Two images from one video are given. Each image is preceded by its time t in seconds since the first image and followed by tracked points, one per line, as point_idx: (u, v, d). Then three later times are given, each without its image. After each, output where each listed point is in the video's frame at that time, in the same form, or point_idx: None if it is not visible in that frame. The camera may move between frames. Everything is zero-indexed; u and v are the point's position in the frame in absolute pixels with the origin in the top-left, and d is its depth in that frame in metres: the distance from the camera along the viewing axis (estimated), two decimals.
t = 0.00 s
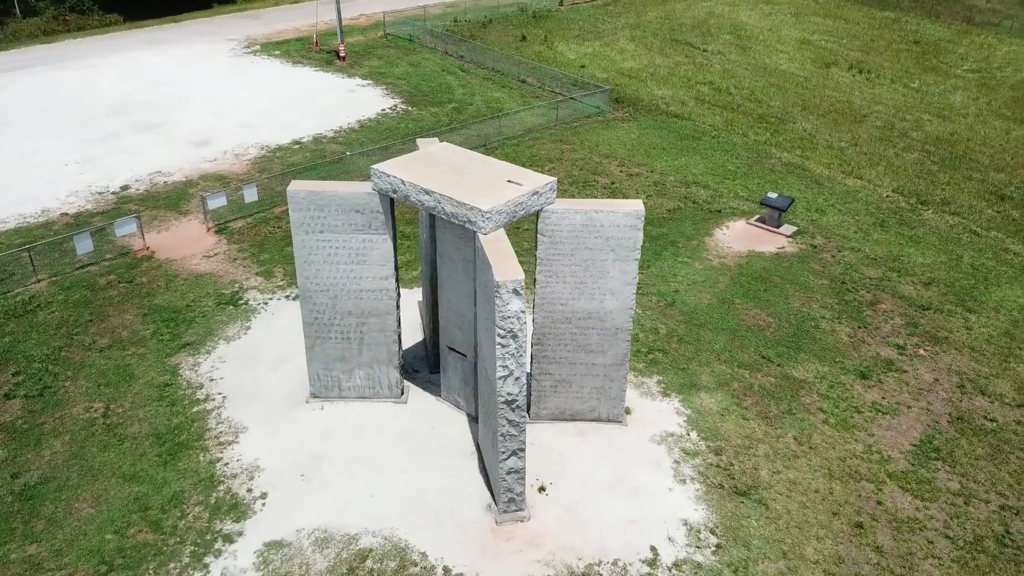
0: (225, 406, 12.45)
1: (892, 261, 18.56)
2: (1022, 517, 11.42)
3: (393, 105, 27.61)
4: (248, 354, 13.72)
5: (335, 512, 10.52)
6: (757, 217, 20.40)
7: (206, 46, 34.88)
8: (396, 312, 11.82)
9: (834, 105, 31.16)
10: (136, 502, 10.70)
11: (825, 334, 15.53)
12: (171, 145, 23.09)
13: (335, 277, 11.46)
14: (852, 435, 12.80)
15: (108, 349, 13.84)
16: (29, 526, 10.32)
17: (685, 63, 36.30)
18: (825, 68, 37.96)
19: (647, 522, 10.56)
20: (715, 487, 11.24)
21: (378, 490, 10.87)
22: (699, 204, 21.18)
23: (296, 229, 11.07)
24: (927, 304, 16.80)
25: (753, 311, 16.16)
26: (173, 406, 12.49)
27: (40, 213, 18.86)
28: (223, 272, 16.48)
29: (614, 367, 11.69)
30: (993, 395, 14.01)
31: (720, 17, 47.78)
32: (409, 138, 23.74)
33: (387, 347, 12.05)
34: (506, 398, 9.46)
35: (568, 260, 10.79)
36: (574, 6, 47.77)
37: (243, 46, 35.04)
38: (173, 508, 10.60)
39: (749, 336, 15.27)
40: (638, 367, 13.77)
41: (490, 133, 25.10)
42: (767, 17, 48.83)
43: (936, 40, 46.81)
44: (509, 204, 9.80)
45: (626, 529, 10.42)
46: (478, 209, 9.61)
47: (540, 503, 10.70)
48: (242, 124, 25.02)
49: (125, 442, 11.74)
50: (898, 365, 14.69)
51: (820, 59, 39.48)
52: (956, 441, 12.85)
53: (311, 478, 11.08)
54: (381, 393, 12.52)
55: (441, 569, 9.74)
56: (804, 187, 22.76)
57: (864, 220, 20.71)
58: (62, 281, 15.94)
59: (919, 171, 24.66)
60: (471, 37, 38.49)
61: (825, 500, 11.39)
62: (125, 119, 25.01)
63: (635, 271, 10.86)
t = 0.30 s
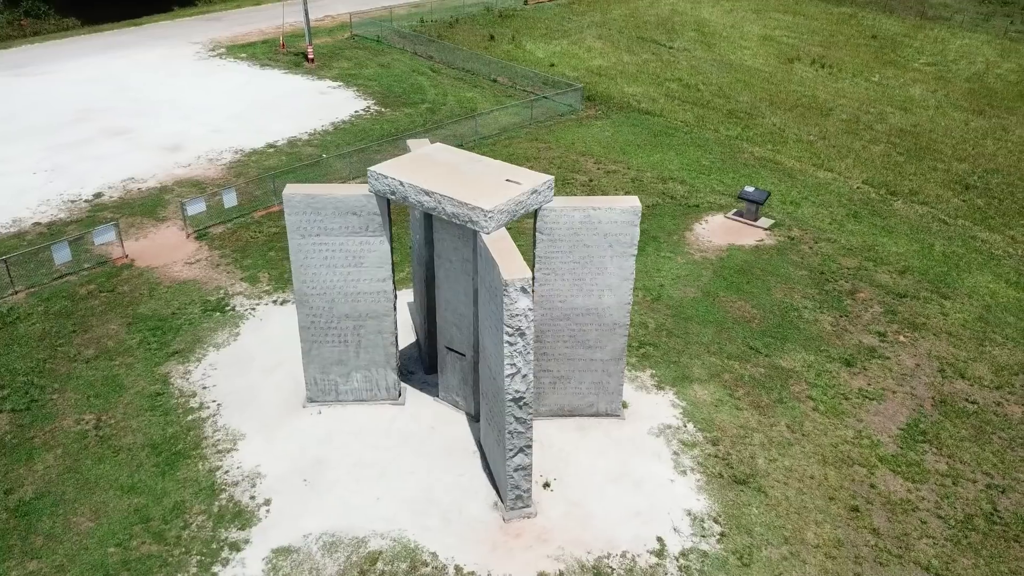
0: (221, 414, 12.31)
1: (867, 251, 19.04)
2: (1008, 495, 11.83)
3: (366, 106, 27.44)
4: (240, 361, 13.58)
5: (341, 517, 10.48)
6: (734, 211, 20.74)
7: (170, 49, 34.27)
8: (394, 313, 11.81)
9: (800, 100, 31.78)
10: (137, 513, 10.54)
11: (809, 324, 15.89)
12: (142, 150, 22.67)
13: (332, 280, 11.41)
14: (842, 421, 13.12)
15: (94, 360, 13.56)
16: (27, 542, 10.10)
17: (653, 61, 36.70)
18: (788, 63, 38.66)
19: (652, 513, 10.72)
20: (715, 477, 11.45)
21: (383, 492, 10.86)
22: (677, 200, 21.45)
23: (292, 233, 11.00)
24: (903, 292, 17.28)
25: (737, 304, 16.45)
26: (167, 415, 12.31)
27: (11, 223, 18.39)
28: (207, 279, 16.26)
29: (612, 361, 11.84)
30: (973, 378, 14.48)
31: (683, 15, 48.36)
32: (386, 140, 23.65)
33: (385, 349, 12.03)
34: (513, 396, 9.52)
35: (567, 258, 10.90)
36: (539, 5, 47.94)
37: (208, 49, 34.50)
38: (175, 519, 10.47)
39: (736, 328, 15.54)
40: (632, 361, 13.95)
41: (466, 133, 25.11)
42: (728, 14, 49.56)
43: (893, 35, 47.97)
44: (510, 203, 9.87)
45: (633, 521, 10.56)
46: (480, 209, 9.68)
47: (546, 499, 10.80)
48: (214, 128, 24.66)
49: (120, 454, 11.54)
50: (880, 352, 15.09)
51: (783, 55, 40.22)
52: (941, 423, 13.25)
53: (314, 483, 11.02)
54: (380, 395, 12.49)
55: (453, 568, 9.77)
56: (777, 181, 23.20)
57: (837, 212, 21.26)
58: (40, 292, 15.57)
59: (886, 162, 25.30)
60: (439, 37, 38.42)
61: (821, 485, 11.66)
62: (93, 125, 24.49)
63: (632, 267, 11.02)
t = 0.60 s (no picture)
0: (218, 421, 12.18)
1: (844, 242, 19.51)
2: (994, 473, 12.25)
3: (340, 108, 27.24)
4: (233, 367, 13.43)
5: (349, 519, 10.46)
6: (713, 205, 21.06)
7: (134, 53, 33.62)
8: (392, 314, 11.80)
9: (768, 96, 32.36)
10: (140, 524, 10.41)
11: (793, 314, 16.24)
12: (114, 156, 22.24)
13: (330, 282, 11.36)
14: (833, 408, 13.44)
15: (82, 370, 13.30)
16: (29, 558, 9.90)
17: (622, 58, 37.00)
18: (754, 59, 39.30)
19: (657, 504, 10.88)
20: (715, 466, 11.66)
21: (389, 493, 10.85)
22: (657, 196, 21.72)
23: (290, 237, 10.94)
24: (881, 281, 17.74)
25: (723, 296, 16.73)
26: (163, 425, 12.14)
27: None
28: (192, 285, 16.04)
29: (611, 356, 11.98)
30: (953, 362, 14.94)
31: (648, 12, 48.81)
32: (363, 141, 23.53)
33: (383, 351, 12.02)
34: (522, 392, 9.60)
35: (566, 255, 11.02)
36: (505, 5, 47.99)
37: (174, 52, 33.92)
38: (180, 528, 10.35)
39: (724, 320, 15.82)
40: (625, 356, 14.12)
41: (443, 133, 25.10)
42: (692, 11, 50.15)
43: (851, 30, 49.02)
44: (513, 202, 9.96)
45: (638, 513, 10.71)
46: (483, 208, 9.75)
47: (552, 495, 10.90)
48: (187, 132, 24.28)
49: (118, 465, 11.37)
50: (864, 340, 15.49)
51: (748, 51, 40.87)
52: (926, 407, 13.66)
53: (319, 487, 10.97)
54: (379, 397, 12.47)
55: (465, 566, 9.81)
56: (752, 175, 23.63)
57: (812, 204, 21.75)
58: (20, 303, 15.21)
59: (854, 156, 25.94)
60: (408, 37, 38.26)
61: (817, 470, 11.95)
62: (61, 132, 23.96)
63: (630, 262, 11.17)
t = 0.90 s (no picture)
0: (216, 430, 12.04)
1: (817, 232, 20.04)
2: (978, 450, 12.73)
3: (310, 110, 26.99)
4: (227, 374, 13.28)
5: (359, 522, 10.44)
6: (689, 199, 21.41)
7: (92, 59, 32.82)
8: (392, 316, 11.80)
9: (732, 91, 32.95)
10: (145, 536, 10.26)
11: (775, 303, 16.64)
12: (82, 165, 21.73)
13: (330, 286, 11.31)
14: (821, 393, 13.82)
15: (70, 383, 13.02)
16: None
17: (586, 56, 37.29)
18: (715, 56, 39.95)
19: (662, 493, 11.08)
20: (715, 454, 11.92)
21: (397, 494, 10.86)
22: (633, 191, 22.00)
23: (289, 240, 10.86)
24: (856, 269, 18.27)
25: (706, 288, 17.06)
26: (160, 435, 11.96)
27: None
28: (175, 293, 15.78)
29: (609, 350, 12.14)
30: (930, 345, 15.47)
31: (608, 10, 49.25)
32: (337, 144, 23.37)
33: (383, 352, 12.01)
34: (532, 388, 9.70)
35: (566, 251, 11.15)
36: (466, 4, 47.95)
37: (133, 57, 33.20)
38: (187, 538, 10.24)
39: (709, 311, 16.13)
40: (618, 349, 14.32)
41: (416, 133, 25.02)
42: (650, 9, 50.72)
43: (806, 25, 50.12)
44: (516, 200, 10.04)
45: (645, 503, 10.90)
46: (487, 206, 9.80)
47: (559, 489, 11.02)
48: (155, 138, 23.82)
49: (116, 477, 11.18)
50: (844, 326, 15.95)
51: (709, 48, 41.53)
52: (909, 389, 14.13)
53: (326, 490, 10.94)
54: (378, 399, 12.45)
55: (480, 563, 9.88)
56: (723, 169, 24.07)
57: (784, 196, 22.29)
58: None
59: (820, 148, 26.62)
60: (372, 37, 38.02)
61: (812, 454, 12.29)
62: (24, 140, 23.32)
63: (628, 257, 11.35)
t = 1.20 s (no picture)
0: (215, 436, 11.92)
1: (794, 224, 20.48)
2: (963, 431, 13.16)
3: (284, 112, 26.70)
4: (221, 380, 13.14)
5: (368, 523, 10.44)
6: (668, 194, 21.68)
7: (54, 64, 32.06)
8: (391, 316, 11.80)
9: (701, 88, 33.40)
10: (152, 545, 10.14)
11: (760, 294, 16.99)
12: (53, 172, 21.25)
13: (329, 288, 11.28)
14: (811, 380, 14.16)
15: (60, 394, 12.77)
16: None
17: (556, 54, 37.46)
18: (682, 53, 40.43)
19: (666, 484, 11.27)
20: (714, 443, 12.15)
21: (404, 494, 10.88)
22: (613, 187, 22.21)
23: (288, 243, 10.81)
24: (834, 259, 18.72)
25: (692, 281, 17.32)
26: (157, 443, 11.80)
27: None
28: (161, 299, 15.55)
29: (607, 345, 12.30)
30: (911, 331, 15.93)
31: (573, 9, 49.49)
32: (314, 146, 23.20)
33: (383, 353, 12.00)
34: (540, 383, 9.79)
35: (565, 247, 11.28)
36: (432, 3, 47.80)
37: (96, 61, 32.50)
38: (195, 546, 10.14)
39: (696, 304, 16.40)
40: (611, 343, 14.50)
41: (394, 133, 24.84)
42: (615, 7, 51.09)
43: (767, 21, 50.94)
44: (518, 198, 10.13)
45: (650, 494, 11.07)
46: (491, 205, 9.87)
47: (564, 483, 11.14)
48: (127, 144, 23.38)
49: (116, 488, 11.01)
50: (827, 315, 16.36)
51: (675, 45, 42.03)
52: (893, 373, 14.55)
53: (332, 493, 10.90)
54: (378, 400, 12.43)
55: (492, 558, 9.95)
56: (699, 164, 24.42)
57: (760, 189, 22.77)
58: None
59: (791, 142, 27.18)
60: (340, 38, 37.73)
61: (806, 440, 12.60)
62: None
63: (625, 252, 11.52)
